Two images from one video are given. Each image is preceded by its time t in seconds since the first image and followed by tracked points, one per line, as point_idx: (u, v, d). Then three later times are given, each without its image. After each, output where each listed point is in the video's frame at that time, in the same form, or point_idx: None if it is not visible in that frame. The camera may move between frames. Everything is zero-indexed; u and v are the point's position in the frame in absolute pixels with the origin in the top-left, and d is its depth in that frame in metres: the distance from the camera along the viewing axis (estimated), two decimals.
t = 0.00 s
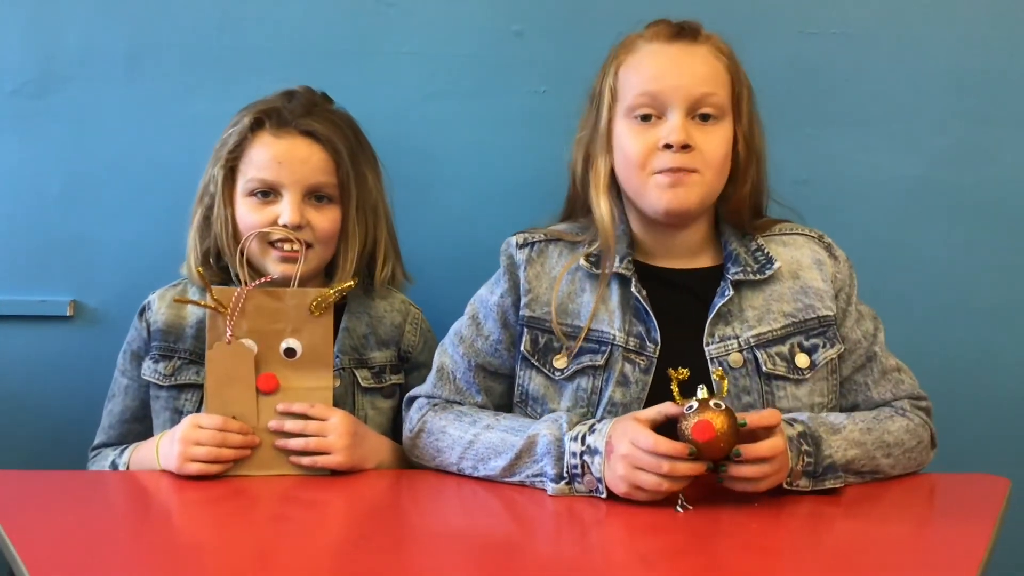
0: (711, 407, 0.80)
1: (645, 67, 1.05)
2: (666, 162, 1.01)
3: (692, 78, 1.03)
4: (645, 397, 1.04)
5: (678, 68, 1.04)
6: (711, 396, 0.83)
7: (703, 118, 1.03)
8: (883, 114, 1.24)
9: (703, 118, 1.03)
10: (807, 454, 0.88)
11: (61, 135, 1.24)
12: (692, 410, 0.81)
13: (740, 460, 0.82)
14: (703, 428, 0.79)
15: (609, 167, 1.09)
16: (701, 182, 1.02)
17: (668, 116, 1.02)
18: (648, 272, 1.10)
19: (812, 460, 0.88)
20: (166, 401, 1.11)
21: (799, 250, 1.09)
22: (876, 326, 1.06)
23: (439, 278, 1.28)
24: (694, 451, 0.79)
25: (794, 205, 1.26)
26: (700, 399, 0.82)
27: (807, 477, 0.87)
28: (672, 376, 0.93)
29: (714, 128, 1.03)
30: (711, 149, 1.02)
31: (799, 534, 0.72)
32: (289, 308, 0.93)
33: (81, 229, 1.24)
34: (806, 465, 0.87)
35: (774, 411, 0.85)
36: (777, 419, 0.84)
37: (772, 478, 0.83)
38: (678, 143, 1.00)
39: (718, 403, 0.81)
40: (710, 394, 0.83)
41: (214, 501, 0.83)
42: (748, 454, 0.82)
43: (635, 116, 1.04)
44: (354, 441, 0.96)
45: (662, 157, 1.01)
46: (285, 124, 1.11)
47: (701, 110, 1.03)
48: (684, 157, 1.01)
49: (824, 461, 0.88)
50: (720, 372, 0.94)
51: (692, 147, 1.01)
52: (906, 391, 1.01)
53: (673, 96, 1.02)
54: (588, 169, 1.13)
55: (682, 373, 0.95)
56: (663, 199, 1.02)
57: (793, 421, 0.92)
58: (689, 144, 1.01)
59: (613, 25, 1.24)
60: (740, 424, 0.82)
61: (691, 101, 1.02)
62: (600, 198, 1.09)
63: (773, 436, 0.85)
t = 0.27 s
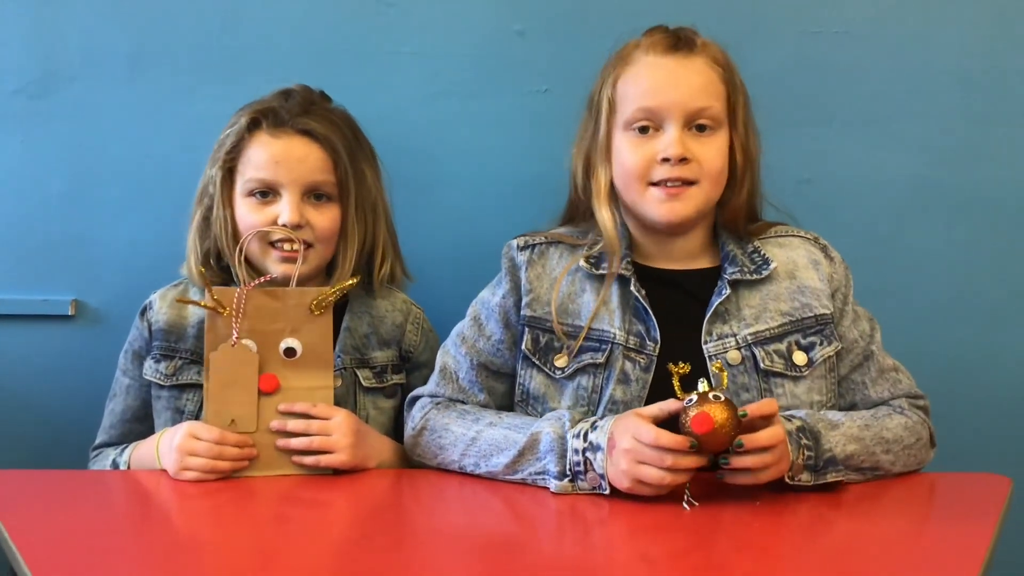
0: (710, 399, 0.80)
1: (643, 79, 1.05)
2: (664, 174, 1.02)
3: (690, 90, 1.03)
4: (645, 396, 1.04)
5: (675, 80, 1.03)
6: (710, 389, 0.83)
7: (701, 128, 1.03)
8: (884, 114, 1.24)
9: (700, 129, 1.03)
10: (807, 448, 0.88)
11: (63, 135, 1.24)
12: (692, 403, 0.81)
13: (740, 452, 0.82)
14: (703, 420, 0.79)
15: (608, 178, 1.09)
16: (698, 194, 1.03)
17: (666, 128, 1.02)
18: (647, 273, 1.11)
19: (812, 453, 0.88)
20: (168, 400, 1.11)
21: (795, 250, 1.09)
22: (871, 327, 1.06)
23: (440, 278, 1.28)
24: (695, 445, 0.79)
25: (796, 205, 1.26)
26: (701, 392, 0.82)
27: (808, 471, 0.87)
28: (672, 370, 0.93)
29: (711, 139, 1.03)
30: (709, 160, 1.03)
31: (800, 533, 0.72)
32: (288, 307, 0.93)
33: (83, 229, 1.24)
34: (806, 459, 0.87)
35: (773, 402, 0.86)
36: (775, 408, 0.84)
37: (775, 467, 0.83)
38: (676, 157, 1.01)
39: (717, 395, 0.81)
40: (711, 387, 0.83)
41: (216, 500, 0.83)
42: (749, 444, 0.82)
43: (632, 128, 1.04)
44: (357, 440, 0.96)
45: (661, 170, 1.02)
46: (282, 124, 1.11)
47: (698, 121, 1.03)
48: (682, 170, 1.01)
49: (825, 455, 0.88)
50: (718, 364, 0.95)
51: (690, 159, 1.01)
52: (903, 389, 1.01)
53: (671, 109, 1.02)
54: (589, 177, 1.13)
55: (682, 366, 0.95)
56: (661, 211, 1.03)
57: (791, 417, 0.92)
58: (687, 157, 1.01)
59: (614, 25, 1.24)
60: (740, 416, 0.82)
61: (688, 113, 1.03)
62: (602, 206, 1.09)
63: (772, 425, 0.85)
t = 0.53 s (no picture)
0: (714, 407, 0.81)
1: (641, 72, 1.05)
2: (664, 161, 1.01)
3: (687, 80, 1.03)
4: (645, 391, 1.04)
5: (672, 73, 1.04)
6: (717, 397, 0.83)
7: (699, 118, 1.03)
8: (886, 113, 1.24)
9: (698, 119, 1.03)
10: (808, 450, 0.88)
11: (65, 133, 1.24)
12: (697, 409, 0.81)
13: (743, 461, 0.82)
14: (705, 428, 0.79)
15: (608, 171, 1.09)
16: (699, 181, 1.02)
17: (664, 118, 1.03)
18: (643, 269, 1.10)
19: (813, 455, 0.88)
20: (171, 399, 1.11)
21: (792, 247, 1.09)
22: (872, 323, 1.06)
23: (443, 277, 1.28)
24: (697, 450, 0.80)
25: (798, 204, 1.26)
26: (705, 399, 0.83)
27: (810, 473, 0.87)
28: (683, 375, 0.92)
29: (710, 129, 1.03)
30: (708, 148, 1.02)
31: (803, 532, 0.72)
32: (291, 307, 0.93)
33: (86, 228, 1.24)
34: (808, 460, 0.87)
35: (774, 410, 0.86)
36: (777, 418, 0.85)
37: (776, 476, 0.83)
38: (675, 142, 1.01)
39: (722, 403, 0.81)
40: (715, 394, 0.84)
41: (219, 499, 0.83)
42: (750, 454, 0.82)
43: (631, 120, 1.04)
44: (360, 438, 0.96)
45: (660, 158, 1.01)
46: (282, 123, 1.11)
47: (696, 111, 1.03)
48: (681, 156, 1.01)
49: (826, 457, 0.88)
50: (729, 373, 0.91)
51: (689, 146, 1.01)
52: (903, 386, 1.01)
53: (668, 98, 1.03)
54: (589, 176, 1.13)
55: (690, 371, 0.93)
56: (663, 199, 1.02)
57: (791, 419, 0.92)
58: (686, 144, 1.01)
59: (617, 24, 1.24)
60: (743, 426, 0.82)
61: (685, 102, 1.03)
62: (602, 201, 1.09)
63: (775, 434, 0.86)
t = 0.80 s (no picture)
0: (714, 407, 0.81)
1: (649, 70, 1.06)
2: (666, 157, 1.01)
3: (694, 79, 1.04)
4: (645, 387, 1.04)
5: (679, 72, 1.04)
6: (715, 396, 0.83)
7: (704, 118, 1.03)
8: (888, 112, 1.24)
9: (703, 118, 1.03)
10: (810, 449, 0.88)
11: (67, 132, 1.23)
12: (696, 410, 0.81)
13: (742, 461, 0.82)
14: (706, 430, 0.79)
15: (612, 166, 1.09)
16: (701, 179, 1.02)
17: (669, 115, 1.03)
18: (643, 267, 1.10)
19: (815, 453, 0.88)
20: (174, 399, 1.11)
21: (793, 247, 1.10)
22: (871, 323, 1.07)
23: (445, 276, 1.28)
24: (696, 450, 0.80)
25: (800, 203, 1.26)
26: (705, 398, 0.82)
27: (812, 471, 0.87)
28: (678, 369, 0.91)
29: (715, 129, 1.03)
30: (712, 147, 1.02)
31: (806, 531, 0.72)
32: (294, 306, 0.93)
33: (88, 227, 1.24)
34: (810, 459, 0.87)
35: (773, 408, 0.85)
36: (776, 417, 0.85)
37: (776, 473, 0.83)
38: (679, 139, 1.01)
39: (722, 405, 0.81)
40: (716, 394, 0.84)
41: (223, 498, 0.83)
42: (749, 453, 0.82)
43: (636, 116, 1.04)
44: (364, 437, 0.97)
45: (663, 153, 1.01)
46: (286, 122, 1.11)
47: (701, 110, 1.03)
48: (685, 152, 1.01)
49: (829, 455, 0.88)
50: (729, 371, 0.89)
51: (692, 143, 1.01)
52: (904, 385, 1.01)
53: (674, 96, 1.03)
54: (593, 175, 1.13)
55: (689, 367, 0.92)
56: (663, 194, 1.02)
57: (793, 417, 0.92)
58: (690, 140, 1.01)
59: (619, 23, 1.24)
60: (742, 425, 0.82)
61: (691, 101, 1.03)
62: (602, 200, 1.10)
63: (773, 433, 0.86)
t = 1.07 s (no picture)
0: (713, 404, 0.81)
1: (653, 76, 1.05)
2: (672, 168, 1.02)
3: (699, 87, 1.03)
4: (647, 391, 1.04)
5: (684, 78, 1.04)
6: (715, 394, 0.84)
7: (709, 126, 1.03)
8: (889, 112, 1.24)
9: (708, 126, 1.03)
10: (810, 448, 0.88)
11: (68, 133, 1.23)
12: (696, 408, 0.81)
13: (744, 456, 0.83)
14: (706, 427, 0.79)
15: (618, 175, 1.08)
16: (706, 189, 1.03)
17: (675, 125, 1.03)
18: (645, 269, 1.11)
19: (816, 452, 0.88)
20: (174, 399, 1.11)
21: (795, 249, 1.10)
22: (871, 325, 1.07)
23: (446, 276, 1.28)
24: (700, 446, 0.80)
25: (800, 202, 1.26)
26: (705, 396, 0.83)
27: (813, 470, 0.87)
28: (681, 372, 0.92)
29: (719, 137, 1.04)
30: (716, 156, 1.03)
31: (807, 531, 0.73)
32: (295, 306, 0.93)
33: (89, 227, 1.24)
34: (811, 458, 0.87)
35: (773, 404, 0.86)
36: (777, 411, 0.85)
37: (777, 472, 0.83)
38: (684, 151, 1.01)
39: (721, 401, 0.82)
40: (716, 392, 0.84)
41: (224, 498, 0.83)
42: (751, 449, 0.82)
43: (641, 124, 1.04)
44: (364, 438, 0.97)
45: (668, 164, 1.02)
46: (288, 122, 1.11)
47: (706, 118, 1.03)
48: (690, 164, 1.01)
49: (829, 454, 0.89)
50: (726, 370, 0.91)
51: (698, 154, 1.01)
52: (903, 385, 1.01)
53: (679, 105, 1.03)
54: (595, 174, 1.13)
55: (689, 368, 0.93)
56: (668, 205, 1.03)
57: (793, 416, 0.92)
58: (695, 152, 1.01)
59: (620, 24, 1.24)
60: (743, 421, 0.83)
61: (696, 110, 1.03)
62: (614, 197, 1.09)
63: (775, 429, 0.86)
